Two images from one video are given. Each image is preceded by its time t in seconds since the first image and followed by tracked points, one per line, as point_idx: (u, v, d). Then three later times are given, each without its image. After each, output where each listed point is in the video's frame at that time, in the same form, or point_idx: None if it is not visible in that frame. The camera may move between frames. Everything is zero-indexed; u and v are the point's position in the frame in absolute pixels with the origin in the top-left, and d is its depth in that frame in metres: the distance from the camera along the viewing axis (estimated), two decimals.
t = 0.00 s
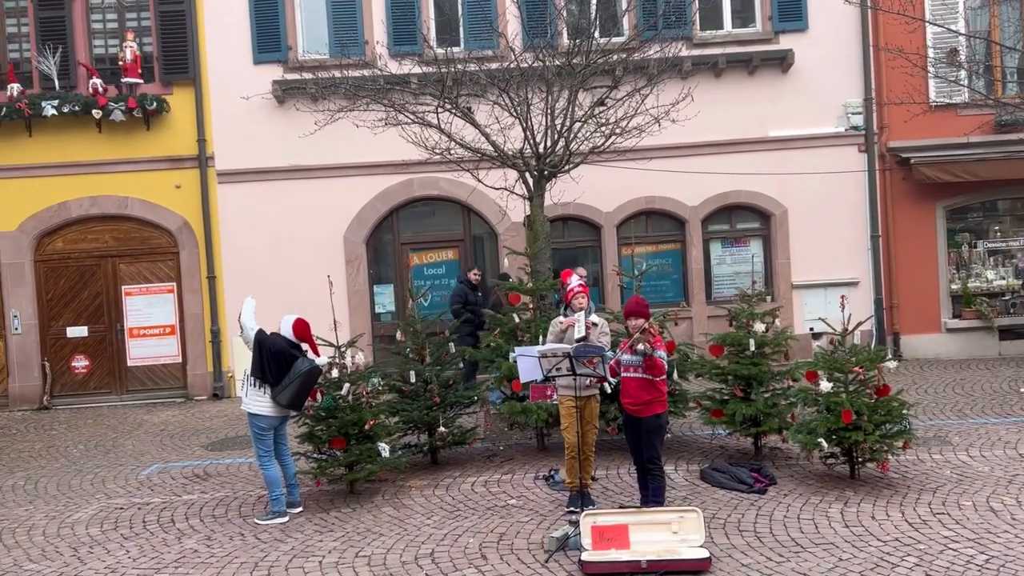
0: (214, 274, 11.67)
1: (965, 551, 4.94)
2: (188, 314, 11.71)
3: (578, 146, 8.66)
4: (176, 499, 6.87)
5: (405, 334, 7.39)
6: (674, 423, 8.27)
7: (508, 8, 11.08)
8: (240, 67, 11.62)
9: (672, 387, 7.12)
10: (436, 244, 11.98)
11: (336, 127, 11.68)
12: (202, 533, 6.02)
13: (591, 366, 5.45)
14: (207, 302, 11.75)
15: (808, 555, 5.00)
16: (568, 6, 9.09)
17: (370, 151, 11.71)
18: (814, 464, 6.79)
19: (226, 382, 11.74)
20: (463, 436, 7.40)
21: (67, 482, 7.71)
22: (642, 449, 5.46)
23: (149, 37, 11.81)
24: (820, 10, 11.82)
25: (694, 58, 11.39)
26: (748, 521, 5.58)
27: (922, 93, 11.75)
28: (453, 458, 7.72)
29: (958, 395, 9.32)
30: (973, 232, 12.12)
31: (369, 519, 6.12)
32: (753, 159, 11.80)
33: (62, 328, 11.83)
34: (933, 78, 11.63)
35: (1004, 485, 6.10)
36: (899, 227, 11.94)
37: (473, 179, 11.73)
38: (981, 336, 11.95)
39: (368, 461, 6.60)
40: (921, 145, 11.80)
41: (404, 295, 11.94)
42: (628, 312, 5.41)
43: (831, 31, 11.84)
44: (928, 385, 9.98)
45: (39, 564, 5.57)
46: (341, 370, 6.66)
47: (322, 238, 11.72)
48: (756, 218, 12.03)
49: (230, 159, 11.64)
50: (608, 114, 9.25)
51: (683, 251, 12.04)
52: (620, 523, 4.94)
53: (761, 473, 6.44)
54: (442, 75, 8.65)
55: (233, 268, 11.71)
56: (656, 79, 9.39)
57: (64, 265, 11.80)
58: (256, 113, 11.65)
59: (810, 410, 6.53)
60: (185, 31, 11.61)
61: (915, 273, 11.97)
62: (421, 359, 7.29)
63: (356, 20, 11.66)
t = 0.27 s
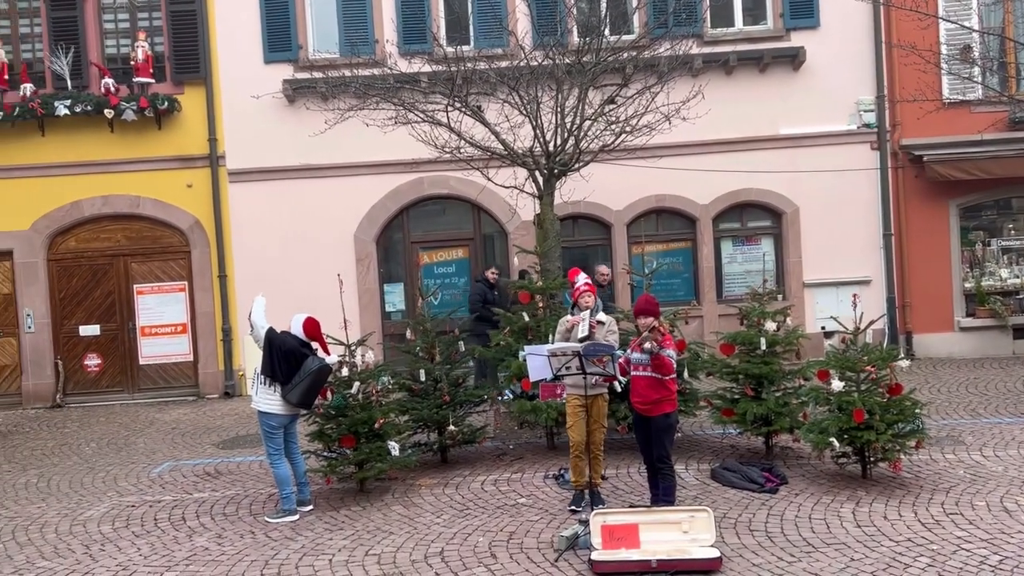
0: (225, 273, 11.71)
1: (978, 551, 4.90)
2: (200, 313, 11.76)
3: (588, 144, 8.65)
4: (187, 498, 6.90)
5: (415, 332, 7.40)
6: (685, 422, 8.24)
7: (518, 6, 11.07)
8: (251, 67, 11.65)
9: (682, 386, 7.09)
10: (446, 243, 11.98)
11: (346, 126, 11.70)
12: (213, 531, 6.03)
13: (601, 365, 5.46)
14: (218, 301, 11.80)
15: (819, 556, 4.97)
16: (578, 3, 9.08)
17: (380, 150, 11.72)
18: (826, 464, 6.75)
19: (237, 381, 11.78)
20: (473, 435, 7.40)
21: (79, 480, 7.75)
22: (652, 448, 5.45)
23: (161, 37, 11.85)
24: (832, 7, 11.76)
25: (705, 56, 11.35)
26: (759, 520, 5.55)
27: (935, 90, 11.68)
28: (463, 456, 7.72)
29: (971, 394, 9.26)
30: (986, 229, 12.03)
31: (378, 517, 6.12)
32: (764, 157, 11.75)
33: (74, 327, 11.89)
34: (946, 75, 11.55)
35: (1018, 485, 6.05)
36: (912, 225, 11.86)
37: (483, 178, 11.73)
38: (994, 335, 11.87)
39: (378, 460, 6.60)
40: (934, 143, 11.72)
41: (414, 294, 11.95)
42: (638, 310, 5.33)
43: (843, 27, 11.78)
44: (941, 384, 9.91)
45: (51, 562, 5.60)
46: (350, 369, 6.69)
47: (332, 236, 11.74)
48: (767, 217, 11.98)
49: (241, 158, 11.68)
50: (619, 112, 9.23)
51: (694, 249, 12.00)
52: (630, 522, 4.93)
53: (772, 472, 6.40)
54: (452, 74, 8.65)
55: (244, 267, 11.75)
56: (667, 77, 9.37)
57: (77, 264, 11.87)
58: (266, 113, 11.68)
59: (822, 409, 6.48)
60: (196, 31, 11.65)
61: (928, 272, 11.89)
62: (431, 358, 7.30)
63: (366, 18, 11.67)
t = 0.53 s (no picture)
0: (236, 271, 11.74)
1: (992, 550, 4.85)
2: (211, 311, 11.80)
3: (598, 141, 8.62)
4: (198, 495, 6.92)
5: (425, 330, 7.41)
6: (696, 420, 8.21)
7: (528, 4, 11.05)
8: (262, 65, 11.67)
9: (693, 384, 7.05)
10: (457, 241, 11.97)
11: (356, 124, 11.71)
12: (223, 528, 6.05)
13: (611, 363, 5.49)
14: (230, 299, 11.83)
15: (831, 554, 4.94)
16: None
17: (390, 148, 11.72)
18: (838, 462, 6.71)
19: (248, 378, 11.81)
20: (483, 433, 7.39)
21: (91, 477, 7.78)
22: (662, 446, 5.43)
23: (172, 36, 11.89)
24: (844, 2, 11.68)
25: (716, 52, 11.30)
26: (770, 519, 5.52)
27: (948, 86, 11.59)
28: (473, 454, 7.72)
29: (985, 392, 9.18)
30: (1001, 226, 11.94)
31: (389, 515, 6.12)
32: (776, 154, 11.69)
33: (87, 325, 11.95)
34: (960, 70, 11.46)
35: None
36: (925, 222, 11.77)
37: (493, 175, 11.71)
38: (1008, 333, 11.77)
39: (388, 458, 6.61)
40: (948, 139, 11.63)
41: (424, 292, 11.95)
42: (648, 308, 5.30)
43: (856, 23, 11.69)
44: (955, 382, 9.83)
45: (63, 558, 5.62)
46: (361, 367, 6.68)
47: (343, 234, 11.76)
48: (779, 214, 11.92)
49: (251, 156, 11.71)
50: (629, 109, 9.19)
51: (705, 247, 11.95)
52: (641, 520, 4.91)
53: (784, 471, 6.37)
54: (462, 72, 8.64)
55: (256, 265, 11.78)
56: (678, 74, 9.33)
57: (89, 263, 11.93)
58: (277, 111, 11.70)
59: (834, 407, 6.42)
60: (207, 30, 11.68)
61: (941, 269, 11.81)
62: (441, 355, 7.31)
63: (377, 16, 11.67)
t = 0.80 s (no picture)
0: (248, 269, 11.78)
1: (1007, 548, 4.81)
2: (223, 308, 11.85)
3: (609, 137, 8.59)
4: (210, 491, 6.95)
5: (435, 327, 7.42)
6: (707, 417, 8.18)
7: None
8: (272, 63, 11.69)
9: (704, 380, 7.04)
10: (467, 237, 11.97)
11: (367, 121, 11.72)
12: (235, 524, 6.07)
13: (621, 359, 5.40)
14: (241, 296, 11.87)
15: (844, 552, 4.91)
16: None
17: (401, 145, 11.72)
18: (851, 459, 6.67)
19: (260, 375, 11.86)
20: (494, 429, 7.39)
21: (104, 474, 7.83)
22: (672, 444, 5.41)
23: (183, 34, 11.93)
24: None
25: (727, 48, 11.24)
26: (782, 516, 5.49)
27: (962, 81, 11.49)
28: (484, 451, 7.72)
29: (999, 389, 9.10)
30: (1016, 222, 11.83)
31: (399, 512, 6.13)
32: (788, 150, 11.62)
33: (101, 322, 12.02)
34: (975, 64, 11.36)
35: None
36: (939, 218, 11.69)
37: (504, 172, 11.70)
38: None
39: (399, 454, 6.60)
40: (961, 134, 11.54)
41: (435, 289, 11.96)
42: (656, 305, 5.27)
43: (869, 17, 11.61)
44: (969, 379, 9.77)
45: (77, 554, 5.66)
46: (372, 363, 6.68)
47: (354, 232, 11.78)
48: (791, 210, 11.86)
49: (262, 154, 11.74)
50: (640, 105, 9.16)
51: (716, 243, 11.90)
52: (652, 517, 4.89)
53: (796, 468, 6.33)
54: (472, 68, 8.63)
55: (267, 262, 11.81)
56: (689, 69, 9.28)
57: (103, 260, 12.00)
58: (288, 109, 11.72)
59: (846, 404, 6.39)
60: (218, 28, 11.72)
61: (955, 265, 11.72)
62: (451, 352, 7.32)
63: (387, 13, 11.67)
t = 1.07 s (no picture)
0: (259, 266, 11.81)
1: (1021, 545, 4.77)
2: (234, 305, 11.90)
3: (619, 132, 8.57)
4: (222, 487, 6.98)
5: (445, 323, 7.43)
6: (719, 413, 8.14)
7: None
8: (283, 60, 11.71)
9: (716, 376, 7.02)
10: (478, 234, 11.96)
11: (377, 117, 11.72)
12: (246, 520, 6.09)
13: (631, 355, 5.38)
14: (253, 293, 11.91)
15: (856, 548, 4.88)
16: None
17: (411, 141, 11.72)
18: (863, 455, 6.63)
19: (271, 371, 11.89)
20: (505, 425, 7.39)
21: (117, 469, 7.88)
22: (682, 439, 5.39)
23: (194, 32, 11.97)
24: None
25: (738, 42, 11.18)
26: (794, 512, 5.46)
27: (976, 73, 11.39)
28: (495, 447, 7.72)
29: (1014, 384, 9.03)
30: None
31: (410, 507, 6.13)
32: (800, 144, 11.56)
33: (113, 319, 12.09)
34: (989, 57, 11.26)
35: None
36: (953, 212, 11.59)
37: (514, 168, 11.68)
38: None
39: (409, 450, 6.61)
40: (976, 128, 11.44)
41: (446, 285, 11.96)
42: (667, 300, 5.25)
43: (881, 10, 11.52)
44: (983, 374, 9.69)
45: (90, 549, 5.69)
46: (382, 359, 6.70)
47: (364, 228, 11.79)
48: (803, 205, 11.79)
49: (273, 151, 11.76)
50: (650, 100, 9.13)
51: (727, 239, 11.85)
52: (662, 513, 4.87)
53: (808, 464, 6.30)
54: (482, 64, 8.63)
55: (278, 259, 11.83)
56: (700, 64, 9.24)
57: (115, 258, 12.06)
58: (298, 105, 11.73)
59: (858, 400, 6.36)
60: (229, 25, 11.75)
61: (970, 259, 11.63)
62: (461, 348, 7.33)
63: (396, 10, 11.67)
